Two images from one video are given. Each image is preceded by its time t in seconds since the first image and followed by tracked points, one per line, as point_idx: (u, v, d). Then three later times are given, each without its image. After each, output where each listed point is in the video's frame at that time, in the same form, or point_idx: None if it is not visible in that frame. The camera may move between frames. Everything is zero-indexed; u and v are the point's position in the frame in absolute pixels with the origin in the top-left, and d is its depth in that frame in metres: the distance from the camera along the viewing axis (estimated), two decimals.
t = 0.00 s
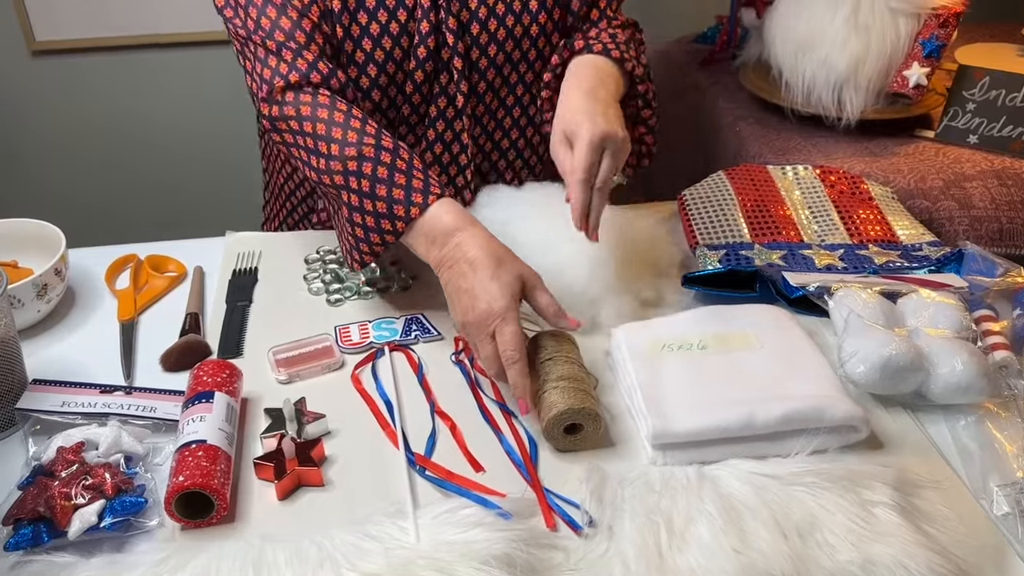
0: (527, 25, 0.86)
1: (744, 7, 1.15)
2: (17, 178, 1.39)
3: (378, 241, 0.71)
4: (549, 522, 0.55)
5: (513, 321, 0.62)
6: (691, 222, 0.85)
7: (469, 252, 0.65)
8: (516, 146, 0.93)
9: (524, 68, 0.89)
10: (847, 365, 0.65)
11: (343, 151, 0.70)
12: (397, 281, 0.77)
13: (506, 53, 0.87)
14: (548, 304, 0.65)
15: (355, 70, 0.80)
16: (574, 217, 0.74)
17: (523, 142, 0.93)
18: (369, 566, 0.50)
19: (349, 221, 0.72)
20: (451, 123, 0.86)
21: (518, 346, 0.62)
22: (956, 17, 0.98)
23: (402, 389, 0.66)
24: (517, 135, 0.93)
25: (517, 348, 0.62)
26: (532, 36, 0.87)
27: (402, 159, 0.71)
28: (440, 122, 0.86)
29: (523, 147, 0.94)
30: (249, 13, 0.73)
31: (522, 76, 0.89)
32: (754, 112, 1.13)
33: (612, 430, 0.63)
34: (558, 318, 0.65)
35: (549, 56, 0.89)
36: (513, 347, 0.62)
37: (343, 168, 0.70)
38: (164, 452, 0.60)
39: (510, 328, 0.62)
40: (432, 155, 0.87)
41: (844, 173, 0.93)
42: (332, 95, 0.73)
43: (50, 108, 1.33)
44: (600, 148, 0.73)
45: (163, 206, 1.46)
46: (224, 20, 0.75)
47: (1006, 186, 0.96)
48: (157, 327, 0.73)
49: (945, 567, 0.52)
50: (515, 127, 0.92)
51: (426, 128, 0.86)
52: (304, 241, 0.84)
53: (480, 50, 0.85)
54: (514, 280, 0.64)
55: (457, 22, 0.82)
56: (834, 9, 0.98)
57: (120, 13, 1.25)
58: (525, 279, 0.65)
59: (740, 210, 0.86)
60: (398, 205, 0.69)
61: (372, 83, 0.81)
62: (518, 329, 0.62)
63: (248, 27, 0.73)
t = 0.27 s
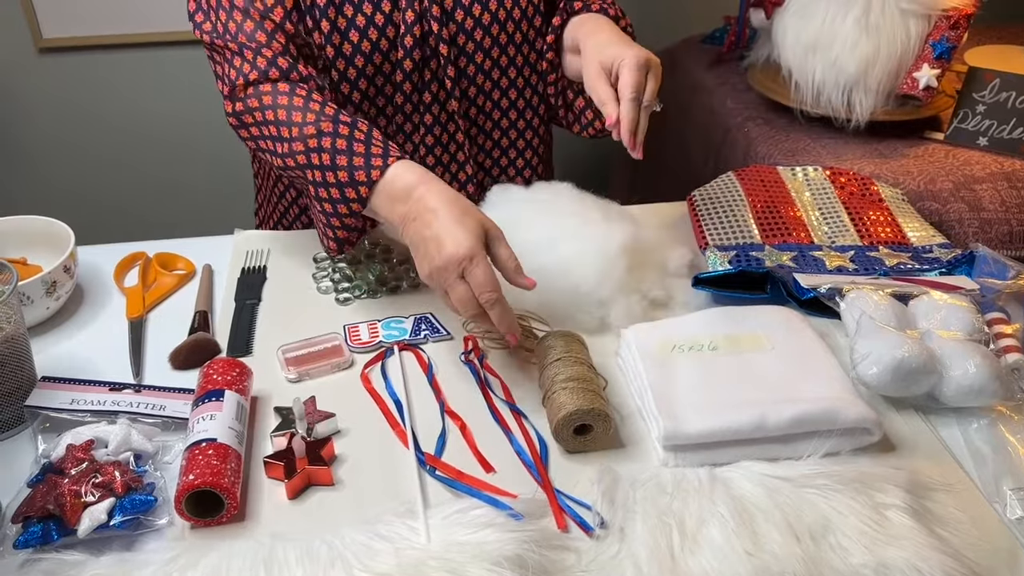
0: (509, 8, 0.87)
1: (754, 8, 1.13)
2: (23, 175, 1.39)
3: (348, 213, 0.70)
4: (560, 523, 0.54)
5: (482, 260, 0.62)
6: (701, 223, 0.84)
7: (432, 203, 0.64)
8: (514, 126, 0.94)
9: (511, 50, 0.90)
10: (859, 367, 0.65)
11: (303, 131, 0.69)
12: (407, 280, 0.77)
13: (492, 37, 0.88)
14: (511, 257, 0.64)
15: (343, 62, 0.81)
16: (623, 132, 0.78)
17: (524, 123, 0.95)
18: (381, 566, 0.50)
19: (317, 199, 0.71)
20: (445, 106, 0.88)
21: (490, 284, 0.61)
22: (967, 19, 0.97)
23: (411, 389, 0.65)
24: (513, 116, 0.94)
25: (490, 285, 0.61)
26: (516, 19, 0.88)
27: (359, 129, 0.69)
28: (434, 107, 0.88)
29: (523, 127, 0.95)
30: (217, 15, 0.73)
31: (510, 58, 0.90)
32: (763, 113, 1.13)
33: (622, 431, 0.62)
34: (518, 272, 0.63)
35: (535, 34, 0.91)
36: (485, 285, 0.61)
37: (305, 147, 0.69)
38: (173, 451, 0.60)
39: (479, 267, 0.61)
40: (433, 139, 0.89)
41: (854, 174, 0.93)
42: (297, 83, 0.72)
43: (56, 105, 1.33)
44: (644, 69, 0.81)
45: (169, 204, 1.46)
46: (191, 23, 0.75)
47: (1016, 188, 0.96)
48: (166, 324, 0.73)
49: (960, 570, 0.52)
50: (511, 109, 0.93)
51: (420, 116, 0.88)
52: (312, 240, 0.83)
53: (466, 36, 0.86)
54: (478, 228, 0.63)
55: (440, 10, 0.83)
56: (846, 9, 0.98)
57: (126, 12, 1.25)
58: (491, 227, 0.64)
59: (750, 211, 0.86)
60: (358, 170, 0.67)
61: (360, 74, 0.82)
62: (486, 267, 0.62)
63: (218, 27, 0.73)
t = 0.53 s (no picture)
0: None
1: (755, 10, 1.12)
2: (23, 174, 1.39)
3: (315, 197, 0.72)
4: (557, 527, 0.54)
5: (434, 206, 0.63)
6: (702, 226, 0.84)
7: (385, 165, 0.67)
8: (509, 118, 0.94)
9: (505, 41, 0.89)
10: (859, 371, 0.65)
11: (267, 124, 0.71)
12: (406, 283, 0.77)
13: (486, 28, 0.87)
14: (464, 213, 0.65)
15: (337, 58, 0.81)
16: (651, 117, 0.80)
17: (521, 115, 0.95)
18: (377, 570, 0.50)
19: (285, 186, 0.73)
20: (444, 98, 0.87)
21: (444, 227, 0.62)
22: (970, 22, 0.98)
23: (409, 391, 0.65)
24: (507, 107, 0.94)
25: (444, 227, 0.62)
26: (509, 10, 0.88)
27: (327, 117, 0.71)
28: (433, 100, 0.87)
29: (518, 118, 0.95)
30: (194, 21, 0.74)
31: (506, 49, 0.90)
32: (765, 115, 1.12)
33: (620, 435, 0.62)
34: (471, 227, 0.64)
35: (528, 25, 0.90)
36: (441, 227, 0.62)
37: (272, 140, 0.71)
38: (170, 453, 0.60)
39: (432, 214, 0.63)
40: (435, 132, 0.89)
41: (856, 177, 0.92)
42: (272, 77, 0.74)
43: (57, 104, 1.33)
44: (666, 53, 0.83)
45: (169, 204, 1.46)
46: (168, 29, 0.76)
47: (1019, 192, 0.96)
48: (163, 325, 0.72)
49: None
50: (505, 101, 0.93)
51: (421, 108, 0.87)
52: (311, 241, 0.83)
53: (459, 28, 0.86)
54: (427, 181, 0.65)
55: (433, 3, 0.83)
56: (848, 11, 0.97)
57: (127, 11, 1.24)
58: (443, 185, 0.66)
59: (750, 214, 0.85)
60: (318, 153, 0.70)
61: (354, 70, 0.82)
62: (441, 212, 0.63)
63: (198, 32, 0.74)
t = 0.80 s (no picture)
0: (512, 13, 0.85)
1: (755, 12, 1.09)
2: (21, 174, 1.38)
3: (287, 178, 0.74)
4: (553, 534, 0.54)
5: (383, 177, 0.64)
6: (701, 230, 0.83)
7: (345, 143, 0.68)
8: (513, 134, 0.93)
9: (513, 56, 0.88)
10: (858, 377, 0.64)
11: (244, 109, 0.74)
12: (402, 287, 0.77)
13: (493, 41, 0.86)
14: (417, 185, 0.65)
15: (332, 59, 0.83)
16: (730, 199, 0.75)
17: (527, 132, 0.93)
18: None
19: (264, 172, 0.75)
20: (442, 108, 0.87)
21: (391, 196, 0.63)
22: (971, 25, 0.97)
23: (405, 396, 0.65)
24: (512, 123, 0.92)
25: (393, 194, 0.63)
26: (520, 25, 0.86)
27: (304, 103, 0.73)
28: (431, 109, 0.87)
29: (522, 134, 0.93)
30: (199, 11, 0.78)
31: (513, 64, 0.89)
32: (765, 118, 1.12)
33: (617, 440, 0.62)
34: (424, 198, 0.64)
35: (541, 43, 0.88)
36: (391, 196, 0.63)
37: (248, 125, 0.74)
38: (163, 457, 0.59)
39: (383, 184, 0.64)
40: (429, 141, 0.89)
41: (856, 181, 0.92)
42: (260, 66, 0.77)
43: (55, 105, 1.33)
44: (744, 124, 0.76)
45: (168, 205, 1.46)
46: (174, 17, 0.80)
47: (1020, 197, 0.96)
48: (159, 328, 0.72)
49: None
50: (510, 116, 0.92)
51: (418, 116, 0.87)
52: (308, 243, 0.83)
53: (463, 38, 0.85)
54: (383, 157, 0.66)
55: (437, 11, 0.83)
56: (850, 14, 0.97)
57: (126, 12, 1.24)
58: (398, 158, 0.67)
59: (750, 218, 0.85)
60: (286, 134, 0.71)
61: (349, 71, 0.84)
62: (391, 183, 0.64)
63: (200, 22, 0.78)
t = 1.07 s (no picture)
0: (552, 32, 0.85)
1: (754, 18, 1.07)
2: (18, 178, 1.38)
3: (308, 174, 0.75)
4: (543, 543, 0.53)
5: (402, 180, 0.64)
6: (697, 239, 0.83)
7: (368, 144, 0.69)
8: (539, 151, 0.92)
9: (548, 75, 0.88)
10: (852, 386, 0.64)
11: (274, 106, 0.75)
12: (396, 293, 0.76)
13: (528, 58, 0.86)
14: (436, 191, 0.66)
15: (365, 63, 0.83)
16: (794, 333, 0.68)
17: (553, 151, 0.93)
18: None
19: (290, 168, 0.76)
20: (468, 121, 0.87)
21: (407, 198, 0.63)
22: (969, 30, 0.97)
23: (397, 403, 0.64)
24: (540, 141, 0.92)
25: (410, 198, 0.63)
26: (557, 44, 0.86)
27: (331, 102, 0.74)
28: (457, 121, 0.87)
29: (549, 154, 0.93)
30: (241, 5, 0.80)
31: (546, 83, 0.88)
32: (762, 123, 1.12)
33: (610, 449, 0.61)
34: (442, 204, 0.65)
35: (580, 64, 0.88)
36: (408, 200, 0.63)
37: (275, 121, 0.75)
38: (152, 465, 0.59)
39: (401, 187, 0.64)
40: (451, 154, 0.89)
41: (853, 187, 0.92)
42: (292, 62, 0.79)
43: (52, 109, 1.33)
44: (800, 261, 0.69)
45: (164, 208, 1.45)
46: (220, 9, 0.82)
47: (1017, 203, 0.95)
48: (151, 334, 0.72)
49: None
50: (538, 135, 0.91)
51: (443, 127, 0.88)
52: (302, 248, 0.82)
53: (498, 53, 0.85)
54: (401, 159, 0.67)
55: (472, 22, 0.83)
56: (847, 19, 0.97)
57: (122, 15, 1.24)
58: (419, 164, 0.67)
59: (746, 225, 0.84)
60: (311, 131, 0.73)
61: (380, 75, 0.84)
62: (409, 186, 0.64)
63: (241, 14, 0.80)
